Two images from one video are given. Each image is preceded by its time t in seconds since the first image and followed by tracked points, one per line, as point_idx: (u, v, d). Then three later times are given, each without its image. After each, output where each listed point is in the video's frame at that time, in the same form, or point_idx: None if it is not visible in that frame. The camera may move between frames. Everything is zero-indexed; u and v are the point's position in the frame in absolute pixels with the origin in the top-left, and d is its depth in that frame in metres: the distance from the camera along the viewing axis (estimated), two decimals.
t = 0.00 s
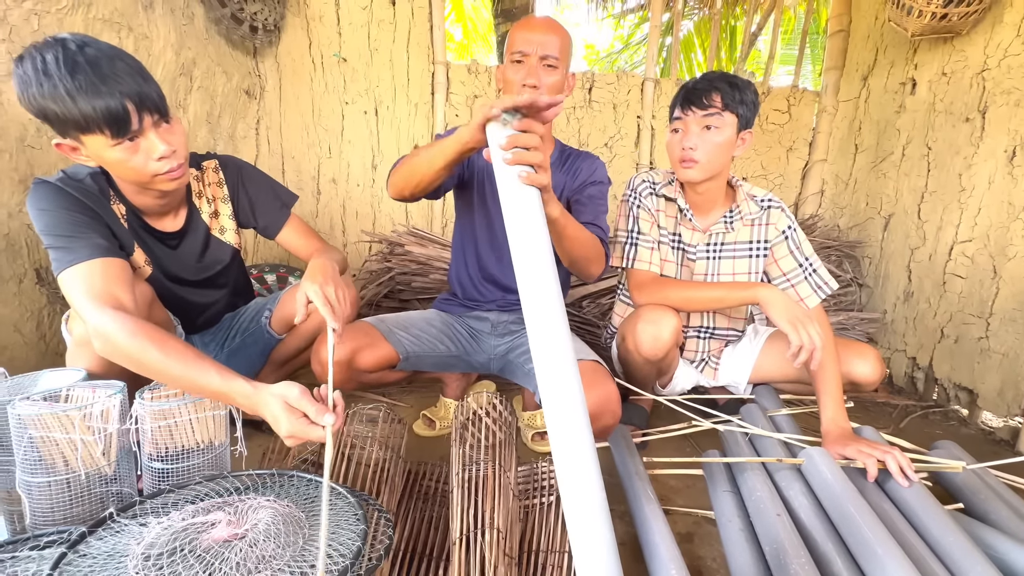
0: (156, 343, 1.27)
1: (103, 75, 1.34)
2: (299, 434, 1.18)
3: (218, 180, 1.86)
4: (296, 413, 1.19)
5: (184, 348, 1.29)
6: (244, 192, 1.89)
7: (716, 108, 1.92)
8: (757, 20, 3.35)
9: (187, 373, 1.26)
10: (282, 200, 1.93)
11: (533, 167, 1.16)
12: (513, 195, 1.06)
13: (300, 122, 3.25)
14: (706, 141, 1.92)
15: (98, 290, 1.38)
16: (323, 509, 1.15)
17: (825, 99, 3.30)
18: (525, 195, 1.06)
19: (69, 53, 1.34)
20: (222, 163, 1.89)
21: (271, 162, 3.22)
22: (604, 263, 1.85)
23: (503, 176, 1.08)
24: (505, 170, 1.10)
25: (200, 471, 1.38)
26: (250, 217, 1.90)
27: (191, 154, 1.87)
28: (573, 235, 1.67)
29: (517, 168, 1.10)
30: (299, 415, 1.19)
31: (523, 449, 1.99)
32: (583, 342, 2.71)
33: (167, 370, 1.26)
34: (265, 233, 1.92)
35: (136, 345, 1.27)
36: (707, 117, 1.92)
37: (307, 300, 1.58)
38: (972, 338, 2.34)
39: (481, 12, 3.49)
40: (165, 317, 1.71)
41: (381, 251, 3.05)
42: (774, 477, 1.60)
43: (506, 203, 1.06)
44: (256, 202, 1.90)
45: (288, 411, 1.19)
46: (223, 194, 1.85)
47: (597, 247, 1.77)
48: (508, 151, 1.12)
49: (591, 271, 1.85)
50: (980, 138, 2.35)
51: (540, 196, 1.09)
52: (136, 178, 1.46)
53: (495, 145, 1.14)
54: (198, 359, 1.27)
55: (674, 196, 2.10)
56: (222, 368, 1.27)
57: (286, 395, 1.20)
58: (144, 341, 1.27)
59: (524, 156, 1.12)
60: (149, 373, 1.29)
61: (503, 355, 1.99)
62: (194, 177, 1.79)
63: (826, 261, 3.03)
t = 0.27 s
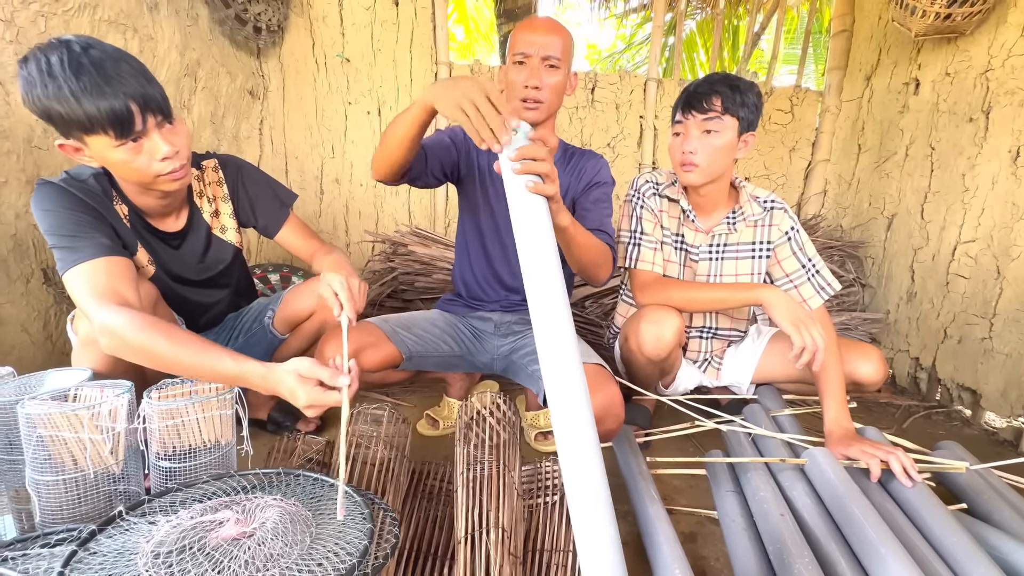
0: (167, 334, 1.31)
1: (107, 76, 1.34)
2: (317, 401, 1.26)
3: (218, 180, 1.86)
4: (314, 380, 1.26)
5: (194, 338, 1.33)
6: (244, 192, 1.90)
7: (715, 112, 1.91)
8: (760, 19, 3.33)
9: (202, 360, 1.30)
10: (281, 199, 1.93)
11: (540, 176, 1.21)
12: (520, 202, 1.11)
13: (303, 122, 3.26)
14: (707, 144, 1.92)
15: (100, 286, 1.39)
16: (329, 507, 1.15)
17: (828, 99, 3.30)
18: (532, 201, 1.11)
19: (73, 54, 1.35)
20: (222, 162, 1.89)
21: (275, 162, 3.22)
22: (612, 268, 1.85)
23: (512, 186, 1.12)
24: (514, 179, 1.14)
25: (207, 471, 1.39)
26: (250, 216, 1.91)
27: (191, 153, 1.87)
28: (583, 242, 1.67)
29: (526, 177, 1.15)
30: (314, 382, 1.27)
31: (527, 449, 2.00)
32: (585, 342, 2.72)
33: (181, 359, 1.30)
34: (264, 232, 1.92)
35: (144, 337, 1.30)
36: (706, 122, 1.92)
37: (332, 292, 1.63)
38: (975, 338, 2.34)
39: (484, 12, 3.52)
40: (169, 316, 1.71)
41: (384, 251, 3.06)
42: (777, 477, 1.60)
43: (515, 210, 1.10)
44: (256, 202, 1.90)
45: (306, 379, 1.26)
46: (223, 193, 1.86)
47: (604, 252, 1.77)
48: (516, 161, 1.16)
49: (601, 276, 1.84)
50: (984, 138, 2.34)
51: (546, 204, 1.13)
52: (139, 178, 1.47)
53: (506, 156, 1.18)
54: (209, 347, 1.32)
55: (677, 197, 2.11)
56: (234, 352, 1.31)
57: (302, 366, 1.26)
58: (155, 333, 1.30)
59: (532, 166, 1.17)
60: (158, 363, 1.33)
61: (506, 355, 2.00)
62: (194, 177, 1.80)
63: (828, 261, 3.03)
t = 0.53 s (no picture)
0: (167, 327, 1.30)
1: (97, 77, 1.34)
2: (324, 381, 1.24)
3: (214, 180, 1.85)
4: (319, 362, 1.25)
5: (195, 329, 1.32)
6: (241, 192, 1.90)
7: (714, 113, 1.90)
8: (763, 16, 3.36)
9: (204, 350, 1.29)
10: (279, 199, 1.94)
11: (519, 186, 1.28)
12: (503, 211, 1.17)
13: (304, 121, 3.25)
14: (705, 146, 1.91)
15: (101, 284, 1.39)
16: (331, 510, 1.15)
17: (831, 97, 3.28)
18: (514, 210, 1.17)
19: (61, 56, 1.34)
20: (218, 162, 1.88)
21: (275, 161, 3.21)
22: (603, 274, 1.82)
23: (493, 196, 1.20)
24: (495, 191, 1.21)
25: (208, 472, 1.39)
26: (247, 216, 1.90)
27: (188, 153, 1.87)
28: (569, 249, 1.67)
29: (506, 187, 1.21)
30: (320, 364, 1.26)
31: (528, 449, 1.99)
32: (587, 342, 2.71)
33: (184, 351, 1.29)
34: (263, 231, 1.92)
35: (147, 330, 1.29)
36: (705, 123, 1.91)
37: (342, 285, 1.63)
38: (978, 338, 2.33)
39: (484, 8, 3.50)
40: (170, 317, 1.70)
41: (385, 250, 3.06)
42: (779, 478, 1.60)
43: (498, 220, 1.16)
44: (253, 202, 1.90)
45: (311, 361, 1.25)
46: (220, 193, 1.85)
47: (593, 259, 1.75)
48: (496, 173, 1.24)
49: (592, 284, 1.82)
50: (987, 137, 2.33)
51: (528, 212, 1.19)
52: (132, 179, 1.47)
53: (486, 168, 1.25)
54: (210, 337, 1.31)
55: (678, 197, 2.10)
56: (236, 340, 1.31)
57: (306, 349, 1.25)
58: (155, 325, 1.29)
59: (511, 177, 1.24)
60: (161, 357, 1.31)
61: (507, 355, 1.99)
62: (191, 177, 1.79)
63: (830, 261, 3.02)
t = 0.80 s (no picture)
0: (154, 331, 1.29)
1: (82, 77, 1.31)
2: (313, 388, 1.23)
3: (206, 180, 1.83)
4: (308, 367, 1.23)
5: (182, 333, 1.31)
6: (233, 192, 1.87)
7: (711, 113, 1.87)
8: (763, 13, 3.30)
9: (192, 354, 1.28)
10: (273, 200, 1.92)
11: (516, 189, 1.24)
12: (499, 214, 1.14)
13: (300, 119, 3.21)
14: (703, 147, 1.88)
15: (88, 288, 1.37)
16: (323, 521, 1.13)
17: (832, 95, 3.25)
18: (511, 213, 1.14)
19: (45, 55, 1.32)
20: (210, 162, 1.86)
21: (271, 159, 3.18)
22: (602, 276, 1.80)
23: (490, 199, 1.16)
24: (492, 194, 1.18)
25: (200, 479, 1.37)
26: (240, 216, 1.88)
27: (178, 154, 1.84)
28: (566, 252, 1.63)
29: (503, 190, 1.19)
30: (309, 370, 1.24)
31: (525, 452, 1.98)
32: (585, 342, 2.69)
33: (171, 355, 1.28)
34: (256, 233, 1.89)
35: (135, 334, 1.28)
36: (701, 124, 1.88)
37: (331, 287, 1.62)
38: (979, 340, 2.31)
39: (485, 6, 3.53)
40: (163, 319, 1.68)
41: (382, 250, 3.03)
42: (779, 483, 1.58)
43: (495, 225, 1.13)
44: (246, 203, 1.87)
45: (299, 366, 1.23)
46: (212, 193, 1.83)
47: (591, 262, 1.72)
48: (493, 175, 1.21)
49: (589, 287, 1.80)
50: (991, 136, 2.31)
51: (524, 216, 1.16)
52: (121, 181, 1.45)
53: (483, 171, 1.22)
54: (198, 342, 1.30)
55: (676, 199, 2.07)
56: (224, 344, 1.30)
57: (293, 354, 1.23)
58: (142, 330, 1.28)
59: (509, 179, 1.21)
60: (149, 361, 1.30)
61: (504, 357, 1.97)
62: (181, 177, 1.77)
63: (831, 260, 3.00)
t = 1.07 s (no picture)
0: (143, 331, 1.26)
1: (68, 71, 1.28)
2: (304, 391, 1.20)
3: (200, 177, 1.80)
4: (300, 368, 1.21)
5: (172, 334, 1.28)
6: (226, 190, 1.84)
7: (708, 112, 1.84)
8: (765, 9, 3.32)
9: (181, 355, 1.25)
10: (267, 198, 1.88)
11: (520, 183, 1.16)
12: (500, 209, 1.05)
13: (297, 114, 3.18)
14: (701, 145, 1.85)
15: (76, 287, 1.34)
16: (313, 526, 1.10)
17: (834, 91, 3.22)
18: (512, 208, 1.06)
19: (29, 48, 1.28)
20: (201, 158, 1.83)
21: (268, 155, 3.15)
22: (603, 270, 1.78)
23: (491, 192, 1.08)
24: (494, 187, 1.09)
25: (190, 482, 1.34)
26: (233, 214, 1.85)
27: (169, 149, 1.81)
28: (566, 247, 1.61)
29: (507, 185, 1.09)
30: (301, 372, 1.22)
31: (523, 453, 1.95)
32: (584, 341, 2.67)
33: (160, 356, 1.25)
34: (249, 231, 1.87)
35: (122, 334, 1.25)
36: (699, 122, 1.85)
37: (322, 287, 1.59)
38: (982, 339, 2.29)
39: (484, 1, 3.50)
40: (154, 319, 1.65)
41: (379, 247, 3.00)
42: (780, 485, 1.55)
43: (495, 217, 1.05)
44: (238, 200, 1.84)
45: (290, 368, 1.21)
46: (204, 190, 1.80)
47: (591, 257, 1.70)
48: (498, 168, 1.12)
49: (588, 281, 1.78)
50: (995, 133, 2.28)
51: (528, 212, 1.08)
52: (109, 177, 1.42)
53: (486, 162, 1.13)
54: (187, 342, 1.27)
55: (675, 197, 2.03)
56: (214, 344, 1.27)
57: (285, 355, 1.21)
58: (130, 330, 1.26)
59: (514, 173, 1.12)
60: (138, 362, 1.28)
61: (502, 357, 1.95)
62: (172, 173, 1.74)
63: (832, 258, 2.98)
